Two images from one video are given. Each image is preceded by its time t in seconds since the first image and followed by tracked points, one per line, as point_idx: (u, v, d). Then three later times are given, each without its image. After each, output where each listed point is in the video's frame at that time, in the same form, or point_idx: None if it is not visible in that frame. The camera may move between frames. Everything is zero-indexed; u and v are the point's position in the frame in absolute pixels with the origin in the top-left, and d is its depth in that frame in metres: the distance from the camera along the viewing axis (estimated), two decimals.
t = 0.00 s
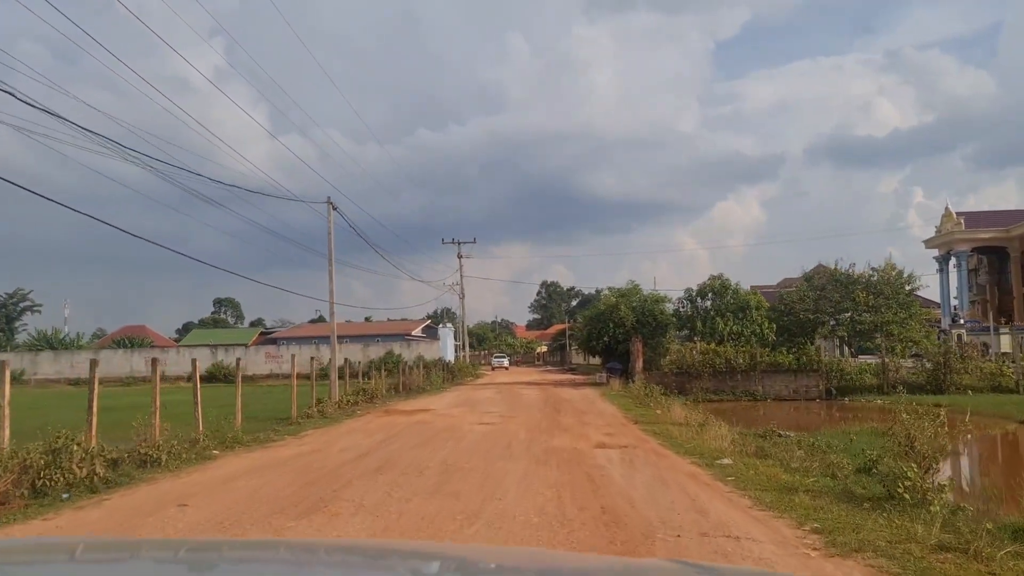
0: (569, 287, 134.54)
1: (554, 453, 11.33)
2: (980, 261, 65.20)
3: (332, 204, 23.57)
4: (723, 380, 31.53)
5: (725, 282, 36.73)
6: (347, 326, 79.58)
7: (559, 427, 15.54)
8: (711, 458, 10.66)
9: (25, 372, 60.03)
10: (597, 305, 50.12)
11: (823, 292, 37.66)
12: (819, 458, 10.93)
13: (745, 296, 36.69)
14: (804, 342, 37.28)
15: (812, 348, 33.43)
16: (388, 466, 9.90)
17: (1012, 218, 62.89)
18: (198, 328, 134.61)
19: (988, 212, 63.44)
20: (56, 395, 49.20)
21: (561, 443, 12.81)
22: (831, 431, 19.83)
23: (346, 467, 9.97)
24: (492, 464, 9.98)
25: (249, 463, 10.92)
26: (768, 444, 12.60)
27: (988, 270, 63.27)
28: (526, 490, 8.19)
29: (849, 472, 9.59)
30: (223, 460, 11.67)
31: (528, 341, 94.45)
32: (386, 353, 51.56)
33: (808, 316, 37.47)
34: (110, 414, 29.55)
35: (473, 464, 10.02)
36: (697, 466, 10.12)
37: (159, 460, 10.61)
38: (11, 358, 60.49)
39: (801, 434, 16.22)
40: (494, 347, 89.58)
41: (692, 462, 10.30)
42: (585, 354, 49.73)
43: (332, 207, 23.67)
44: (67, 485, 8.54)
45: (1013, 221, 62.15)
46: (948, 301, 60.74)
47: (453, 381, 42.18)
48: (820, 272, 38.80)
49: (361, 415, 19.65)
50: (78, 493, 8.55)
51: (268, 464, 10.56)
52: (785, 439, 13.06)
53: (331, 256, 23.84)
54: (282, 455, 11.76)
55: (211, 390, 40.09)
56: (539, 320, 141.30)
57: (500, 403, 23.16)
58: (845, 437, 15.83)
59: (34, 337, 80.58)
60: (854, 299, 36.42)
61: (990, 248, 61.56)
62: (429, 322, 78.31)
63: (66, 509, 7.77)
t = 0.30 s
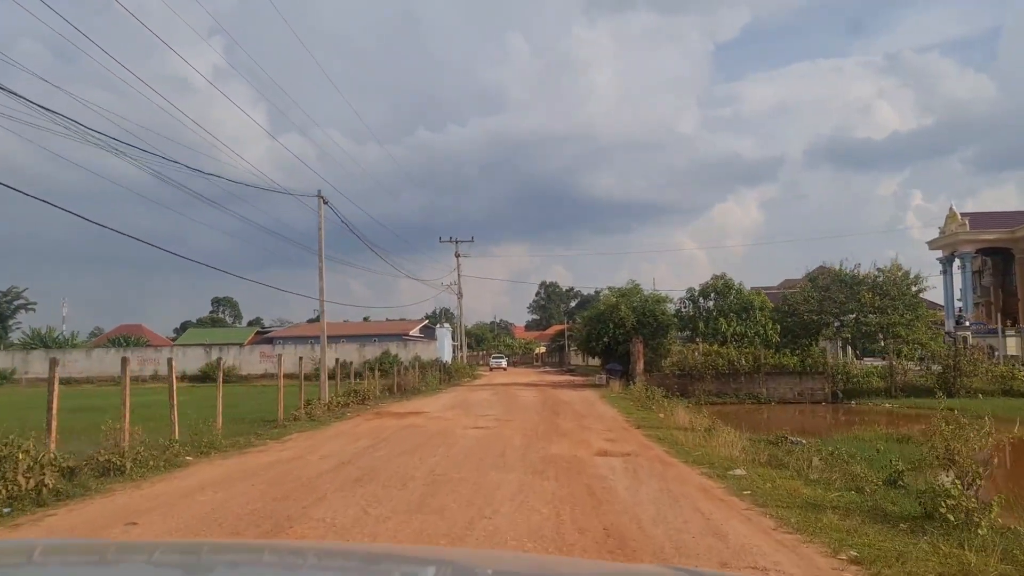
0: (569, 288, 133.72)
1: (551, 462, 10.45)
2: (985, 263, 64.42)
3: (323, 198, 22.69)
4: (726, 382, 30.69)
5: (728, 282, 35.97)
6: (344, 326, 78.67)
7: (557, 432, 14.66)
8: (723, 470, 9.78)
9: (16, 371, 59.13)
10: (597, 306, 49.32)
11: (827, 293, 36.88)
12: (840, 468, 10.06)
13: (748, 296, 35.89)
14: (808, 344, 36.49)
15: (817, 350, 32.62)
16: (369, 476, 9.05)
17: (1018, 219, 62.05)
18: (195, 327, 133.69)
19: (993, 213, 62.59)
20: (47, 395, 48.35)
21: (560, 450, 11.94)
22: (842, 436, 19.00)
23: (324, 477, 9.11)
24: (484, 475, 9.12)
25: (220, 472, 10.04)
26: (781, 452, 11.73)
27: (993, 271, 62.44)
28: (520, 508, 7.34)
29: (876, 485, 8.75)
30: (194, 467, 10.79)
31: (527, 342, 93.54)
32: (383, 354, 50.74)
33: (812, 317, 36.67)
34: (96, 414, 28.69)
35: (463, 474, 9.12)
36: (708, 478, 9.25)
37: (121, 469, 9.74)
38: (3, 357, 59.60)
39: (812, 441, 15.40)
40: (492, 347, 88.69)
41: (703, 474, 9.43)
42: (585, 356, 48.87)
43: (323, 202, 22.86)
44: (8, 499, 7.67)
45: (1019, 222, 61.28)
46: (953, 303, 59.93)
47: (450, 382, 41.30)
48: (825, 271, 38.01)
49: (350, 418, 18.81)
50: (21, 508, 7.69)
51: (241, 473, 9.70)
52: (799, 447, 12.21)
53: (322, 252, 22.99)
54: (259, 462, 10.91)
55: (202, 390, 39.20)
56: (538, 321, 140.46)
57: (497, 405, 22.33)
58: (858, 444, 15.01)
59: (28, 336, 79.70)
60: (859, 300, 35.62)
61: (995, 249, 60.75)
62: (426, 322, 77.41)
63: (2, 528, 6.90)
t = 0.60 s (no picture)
0: (568, 289, 132.76)
1: (548, 472, 9.58)
2: (989, 265, 63.59)
3: (312, 192, 21.79)
4: (730, 385, 29.83)
5: (731, 282, 35.16)
6: (341, 326, 77.73)
7: (555, 438, 13.81)
8: (737, 483, 8.94)
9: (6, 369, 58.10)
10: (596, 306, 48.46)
11: (832, 294, 36.10)
12: (865, 482, 9.21)
13: (752, 296, 35.09)
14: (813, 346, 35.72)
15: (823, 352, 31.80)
16: (349, 488, 8.15)
17: None
18: (192, 326, 132.69)
19: (999, 214, 61.75)
20: (36, 394, 47.36)
21: (557, 458, 11.08)
22: (852, 443, 18.20)
23: (299, 488, 8.22)
24: (473, 488, 8.25)
25: (187, 481, 9.16)
26: (796, 462, 10.89)
27: (998, 274, 61.63)
28: (513, 531, 6.50)
29: (909, 503, 7.91)
30: (159, 476, 9.90)
31: (526, 343, 92.61)
32: (378, 354, 49.83)
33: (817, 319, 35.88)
34: (78, 415, 27.75)
35: (452, 487, 8.26)
36: (722, 492, 8.41)
37: (76, 479, 8.86)
38: None
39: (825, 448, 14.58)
40: (491, 348, 87.80)
41: (715, 488, 8.58)
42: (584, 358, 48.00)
43: (313, 196, 21.92)
44: None
45: None
46: (958, 305, 59.10)
47: (446, 384, 40.41)
48: (830, 272, 37.25)
49: (339, 421, 17.92)
50: None
51: (208, 484, 8.80)
52: (816, 457, 11.38)
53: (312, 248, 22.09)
54: (232, 470, 10.01)
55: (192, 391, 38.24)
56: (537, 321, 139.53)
57: (493, 408, 21.48)
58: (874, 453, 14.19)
59: (20, 334, 78.62)
60: (866, 301, 34.85)
61: (1000, 251, 59.94)
62: (424, 322, 76.47)
63: None
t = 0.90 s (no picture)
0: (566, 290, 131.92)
1: (544, 485, 8.71)
2: (992, 266, 62.83)
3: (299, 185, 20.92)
4: (732, 387, 29.00)
5: (732, 282, 34.34)
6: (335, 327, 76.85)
7: (552, 444, 12.98)
8: (753, 498, 8.08)
9: None
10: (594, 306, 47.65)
11: (836, 294, 35.29)
12: (892, 497, 8.36)
13: (755, 295, 34.28)
14: (816, 347, 34.92)
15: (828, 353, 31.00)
16: (320, 506, 7.29)
17: None
18: (187, 327, 131.71)
19: (1002, 214, 60.99)
20: (24, 395, 46.47)
21: (553, 468, 10.22)
22: (862, 449, 17.39)
23: (264, 506, 7.34)
24: (458, 506, 7.40)
25: (144, 496, 8.30)
26: (814, 473, 10.02)
27: (1001, 274, 60.87)
28: (502, 560, 5.65)
29: (950, 523, 7.05)
30: (117, 489, 9.03)
31: (523, 344, 91.73)
32: (372, 355, 48.89)
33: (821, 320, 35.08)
34: (59, 417, 26.88)
35: (437, 503, 7.41)
36: (737, 509, 7.54)
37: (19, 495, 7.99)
38: None
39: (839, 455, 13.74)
40: (487, 349, 86.94)
41: (729, 505, 7.71)
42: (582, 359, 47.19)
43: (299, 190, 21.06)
44: None
45: None
46: (960, 306, 58.35)
47: (441, 386, 39.57)
48: (834, 272, 36.44)
49: (324, 426, 17.03)
50: None
51: (167, 500, 7.92)
52: (833, 468, 10.53)
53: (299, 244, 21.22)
54: (198, 483, 9.16)
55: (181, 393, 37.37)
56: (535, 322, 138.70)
57: (487, 411, 20.65)
58: (892, 460, 13.34)
59: (11, 335, 77.61)
60: (870, 302, 34.04)
61: (1003, 251, 59.18)
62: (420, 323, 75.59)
63: None
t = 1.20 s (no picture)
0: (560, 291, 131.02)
1: (535, 497, 7.88)
2: (990, 266, 62.17)
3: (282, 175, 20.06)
4: (730, 388, 28.22)
5: (731, 280, 33.55)
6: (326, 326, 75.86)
7: (544, 449, 12.14)
8: (770, 513, 7.24)
9: None
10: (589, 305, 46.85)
11: (836, 293, 34.48)
12: (923, 512, 7.52)
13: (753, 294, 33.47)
14: (816, 347, 34.12)
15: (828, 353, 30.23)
16: (282, 524, 6.45)
17: None
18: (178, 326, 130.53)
19: (1001, 214, 60.35)
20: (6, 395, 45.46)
21: (545, 476, 9.39)
22: (870, 453, 16.59)
23: (219, 524, 6.49)
24: (438, 523, 6.56)
25: (91, 509, 7.45)
26: (831, 483, 9.16)
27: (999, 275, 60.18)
28: None
29: (996, 544, 6.22)
30: (65, 500, 8.18)
31: (517, 344, 90.85)
32: (363, 355, 47.99)
33: (820, 320, 34.28)
34: (36, 417, 25.96)
35: (414, 520, 6.57)
36: (752, 527, 6.71)
37: None
38: None
39: (850, 461, 12.92)
40: (480, 349, 86.05)
41: (743, 522, 6.87)
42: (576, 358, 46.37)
43: (282, 182, 20.19)
44: None
45: None
46: (958, 306, 57.68)
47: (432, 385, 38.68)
48: (834, 270, 35.64)
49: (305, 429, 16.18)
50: None
51: (115, 516, 7.07)
52: (849, 477, 9.70)
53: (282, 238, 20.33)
54: (156, 494, 8.32)
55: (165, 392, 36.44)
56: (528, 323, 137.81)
57: (478, 413, 19.80)
58: (906, 467, 12.53)
59: None
60: (871, 301, 33.23)
61: (1001, 251, 58.53)
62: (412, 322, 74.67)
63: None
